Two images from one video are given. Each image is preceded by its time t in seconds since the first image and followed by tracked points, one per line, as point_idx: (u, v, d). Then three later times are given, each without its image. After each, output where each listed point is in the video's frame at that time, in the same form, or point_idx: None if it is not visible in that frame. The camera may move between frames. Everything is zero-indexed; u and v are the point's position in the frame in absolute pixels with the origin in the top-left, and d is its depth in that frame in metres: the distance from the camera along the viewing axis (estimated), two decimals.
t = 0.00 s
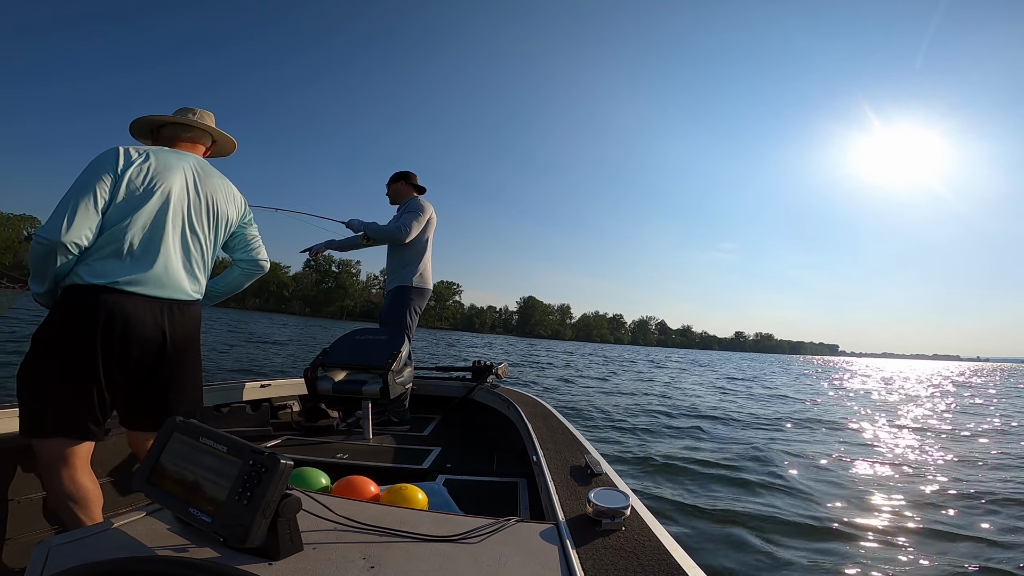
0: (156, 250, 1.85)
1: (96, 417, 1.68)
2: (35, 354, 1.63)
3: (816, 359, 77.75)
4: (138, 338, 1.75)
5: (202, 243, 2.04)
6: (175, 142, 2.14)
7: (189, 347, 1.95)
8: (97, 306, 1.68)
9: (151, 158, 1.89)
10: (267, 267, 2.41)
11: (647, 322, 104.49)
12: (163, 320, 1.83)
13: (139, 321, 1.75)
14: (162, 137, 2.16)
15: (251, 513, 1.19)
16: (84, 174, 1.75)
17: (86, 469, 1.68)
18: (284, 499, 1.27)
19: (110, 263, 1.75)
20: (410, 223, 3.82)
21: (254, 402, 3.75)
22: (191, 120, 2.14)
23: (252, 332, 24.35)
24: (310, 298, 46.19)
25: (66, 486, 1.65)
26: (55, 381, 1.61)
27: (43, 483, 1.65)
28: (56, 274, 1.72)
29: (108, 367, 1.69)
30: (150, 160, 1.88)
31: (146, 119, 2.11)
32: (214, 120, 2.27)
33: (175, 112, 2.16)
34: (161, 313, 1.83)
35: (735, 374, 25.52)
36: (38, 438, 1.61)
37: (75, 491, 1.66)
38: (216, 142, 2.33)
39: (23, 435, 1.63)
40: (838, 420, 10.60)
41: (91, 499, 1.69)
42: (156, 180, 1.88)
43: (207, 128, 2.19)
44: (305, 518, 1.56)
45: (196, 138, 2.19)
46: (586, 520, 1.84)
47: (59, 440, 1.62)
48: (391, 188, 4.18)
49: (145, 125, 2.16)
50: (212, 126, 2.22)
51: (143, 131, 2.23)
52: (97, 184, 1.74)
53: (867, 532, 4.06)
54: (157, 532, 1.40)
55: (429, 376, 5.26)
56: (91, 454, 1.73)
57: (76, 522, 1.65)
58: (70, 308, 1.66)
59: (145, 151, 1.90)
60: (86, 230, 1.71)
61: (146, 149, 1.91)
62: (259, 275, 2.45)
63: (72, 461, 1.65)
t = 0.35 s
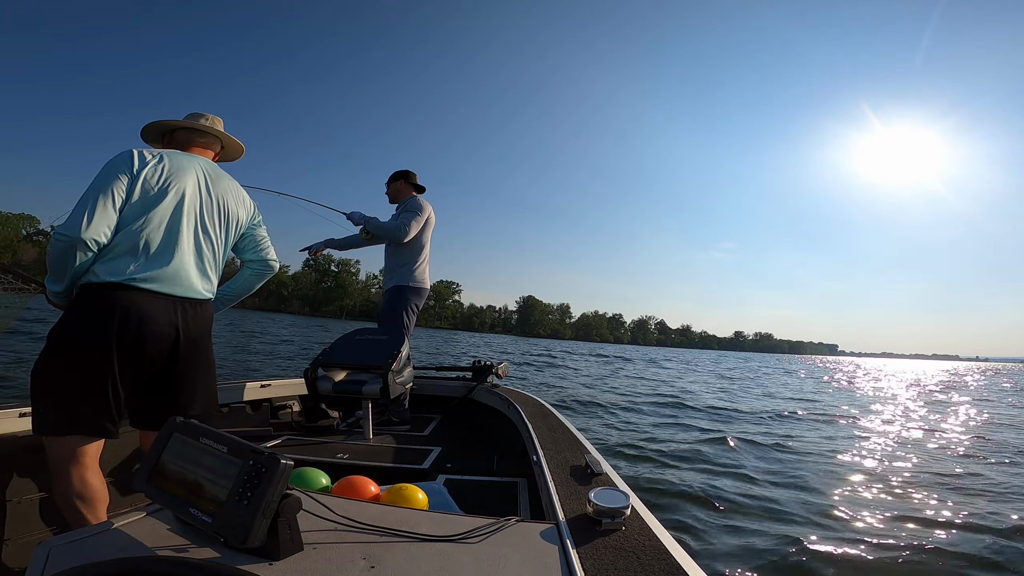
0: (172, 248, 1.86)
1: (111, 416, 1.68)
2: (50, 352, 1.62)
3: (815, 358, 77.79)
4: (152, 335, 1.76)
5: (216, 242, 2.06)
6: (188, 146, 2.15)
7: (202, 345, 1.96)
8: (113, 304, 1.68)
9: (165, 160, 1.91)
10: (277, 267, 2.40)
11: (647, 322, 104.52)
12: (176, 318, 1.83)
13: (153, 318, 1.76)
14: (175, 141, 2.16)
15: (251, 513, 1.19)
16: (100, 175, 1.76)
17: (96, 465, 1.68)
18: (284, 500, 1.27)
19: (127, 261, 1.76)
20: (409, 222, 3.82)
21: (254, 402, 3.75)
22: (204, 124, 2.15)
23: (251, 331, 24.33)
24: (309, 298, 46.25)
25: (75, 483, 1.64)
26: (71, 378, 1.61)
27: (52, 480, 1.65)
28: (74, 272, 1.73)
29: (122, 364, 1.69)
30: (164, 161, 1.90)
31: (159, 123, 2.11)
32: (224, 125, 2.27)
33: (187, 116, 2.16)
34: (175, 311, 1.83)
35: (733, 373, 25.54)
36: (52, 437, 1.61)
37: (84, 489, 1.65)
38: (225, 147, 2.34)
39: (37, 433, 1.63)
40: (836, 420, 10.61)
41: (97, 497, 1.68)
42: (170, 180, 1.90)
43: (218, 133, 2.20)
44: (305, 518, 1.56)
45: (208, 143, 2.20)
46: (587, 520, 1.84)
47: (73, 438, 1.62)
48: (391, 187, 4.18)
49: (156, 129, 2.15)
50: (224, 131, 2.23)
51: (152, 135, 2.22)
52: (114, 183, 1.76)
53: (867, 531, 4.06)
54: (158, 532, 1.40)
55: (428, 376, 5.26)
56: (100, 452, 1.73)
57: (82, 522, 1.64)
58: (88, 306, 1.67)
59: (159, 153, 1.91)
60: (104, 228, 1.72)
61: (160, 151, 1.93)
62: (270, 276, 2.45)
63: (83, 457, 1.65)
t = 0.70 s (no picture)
0: (169, 250, 1.86)
1: (110, 416, 1.68)
2: (49, 351, 1.62)
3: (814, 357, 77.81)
4: (151, 335, 1.76)
5: (213, 244, 2.05)
6: (184, 149, 2.14)
7: (201, 345, 1.96)
8: (111, 304, 1.68)
9: (161, 162, 1.90)
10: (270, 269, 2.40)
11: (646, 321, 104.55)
12: (175, 317, 1.83)
13: (151, 319, 1.76)
14: (171, 144, 2.15)
15: (251, 513, 1.19)
16: (96, 179, 1.76)
17: (94, 462, 1.69)
18: (283, 500, 1.27)
19: (124, 264, 1.76)
20: (405, 222, 3.82)
21: (253, 402, 3.75)
22: (198, 127, 2.15)
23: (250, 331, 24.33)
24: (308, 297, 46.24)
25: (72, 482, 1.64)
26: (70, 378, 1.61)
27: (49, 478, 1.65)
28: (72, 275, 1.73)
29: (121, 364, 1.69)
30: (160, 164, 1.89)
31: (156, 126, 2.11)
32: (219, 127, 2.28)
33: (181, 120, 2.16)
34: (173, 311, 1.83)
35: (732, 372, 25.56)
36: (51, 436, 1.61)
37: (80, 487, 1.65)
38: (220, 149, 2.34)
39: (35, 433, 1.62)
40: (835, 417, 10.62)
41: (95, 495, 1.68)
42: (167, 183, 1.89)
43: (213, 135, 2.21)
44: (305, 518, 1.56)
45: (204, 146, 2.20)
46: (586, 520, 1.85)
47: (72, 437, 1.62)
48: (386, 187, 4.17)
49: (151, 131, 2.14)
50: (219, 133, 2.23)
51: (146, 137, 2.21)
52: (110, 188, 1.75)
53: (867, 529, 4.07)
54: (158, 531, 1.39)
55: (428, 376, 5.26)
56: (97, 451, 1.73)
57: (79, 521, 1.64)
58: (86, 306, 1.67)
59: (155, 156, 1.91)
60: (100, 231, 1.72)
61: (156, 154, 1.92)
62: (262, 279, 2.44)
63: (81, 455, 1.65)
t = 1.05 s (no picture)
0: (169, 251, 1.86)
1: (116, 416, 1.68)
2: (55, 351, 1.62)
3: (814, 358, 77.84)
4: (155, 335, 1.76)
5: (213, 244, 2.05)
6: (185, 147, 2.15)
7: (205, 345, 1.96)
8: (116, 305, 1.68)
9: (162, 164, 1.90)
10: (261, 273, 2.40)
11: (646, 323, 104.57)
12: (179, 317, 1.83)
13: (156, 319, 1.76)
14: (171, 142, 2.15)
15: (251, 513, 1.19)
16: (96, 181, 1.76)
17: (98, 463, 1.69)
18: (283, 500, 1.27)
19: (123, 265, 1.76)
20: (409, 222, 3.81)
21: (254, 402, 3.75)
22: (199, 124, 2.15)
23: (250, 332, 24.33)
24: (308, 299, 46.25)
25: (74, 481, 1.64)
26: (76, 378, 1.61)
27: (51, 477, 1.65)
28: (72, 277, 1.74)
29: (126, 363, 1.70)
30: (160, 165, 1.89)
31: (155, 124, 2.11)
32: (217, 124, 2.28)
33: (179, 117, 2.16)
34: (177, 311, 1.83)
35: (732, 374, 25.57)
36: (56, 435, 1.61)
37: (83, 486, 1.65)
38: (218, 145, 2.34)
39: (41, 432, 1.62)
40: (835, 420, 10.61)
41: (98, 495, 1.68)
42: (167, 185, 1.88)
43: (213, 132, 2.21)
44: (305, 518, 1.56)
45: (204, 143, 2.21)
46: (586, 520, 1.85)
47: (75, 437, 1.62)
48: (390, 186, 4.17)
49: (150, 129, 2.14)
50: (218, 130, 2.24)
51: (144, 135, 2.20)
52: (109, 190, 1.76)
53: (867, 530, 4.07)
54: (158, 531, 1.39)
55: (428, 376, 5.26)
56: (101, 450, 1.73)
57: (81, 520, 1.64)
58: (91, 307, 1.67)
59: (156, 157, 1.90)
60: (98, 233, 1.73)
61: (157, 155, 1.92)
62: (251, 281, 2.43)
63: (85, 455, 1.65)
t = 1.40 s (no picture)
0: (173, 251, 1.86)
1: (119, 416, 1.68)
2: (58, 350, 1.61)
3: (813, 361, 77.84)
4: (159, 337, 1.76)
5: (217, 244, 2.05)
6: (189, 145, 2.15)
7: (208, 345, 1.96)
8: (121, 305, 1.69)
9: (165, 163, 1.90)
10: (270, 270, 2.40)
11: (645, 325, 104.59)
12: (183, 318, 1.83)
13: (161, 320, 1.76)
14: (174, 140, 2.16)
15: (251, 513, 1.19)
16: (99, 182, 1.76)
17: (100, 462, 1.69)
18: (284, 500, 1.27)
19: (128, 266, 1.77)
20: (413, 222, 3.81)
21: (254, 402, 3.74)
22: (202, 122, 2.16)
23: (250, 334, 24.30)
24: (307, 301, 46.31)
25: (76, 481, 1.64)
26: (78, 378, 1.60)
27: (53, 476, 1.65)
28: (78, 277, 1.75)
29: (130, 364, 1.70)
30: (164, 165, 1.89)
31: (158, 121, 2.11)
32: (221, 122, 2.28)
33: (183, 114, 2.16)
34: (181, 311, 1.83)
35: (732, 377, 25.55)
36: (59, 436, 1.61)
37: (86, 487, 1.65)
38: (222, 143, 2.34)
39: (43, 432, 1.62)
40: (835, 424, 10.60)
41: (100, 494, 1.67)
42: (171, 185, 1.88)
43: (216, 130, 2.21)
44: (305, 518, 1.56)
45: (208, 141, 2.21)
46: (586, 520, 1.84)
47: (77, 437, 1.62)
48: (395, 186, 4.17)
49: (153, 126, 2.15)
50: (222, 127, 2.24)
51: (148, 132, 2.21)
52: (112, 190, 1.76)
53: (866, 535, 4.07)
54: (157, 532, 1.39)
55: (428, 376, 5.26)
56: (103, 451, 1.73)
57: (82, 521, 1.63)
58: (95, 307, 1.67)
59: (159, 157, 1.90)
60: (102, 234, 1.73)
61: (160, 154, 1.92)
62: (261, 278, 2.44)
63: (87, 455, 1.65)
